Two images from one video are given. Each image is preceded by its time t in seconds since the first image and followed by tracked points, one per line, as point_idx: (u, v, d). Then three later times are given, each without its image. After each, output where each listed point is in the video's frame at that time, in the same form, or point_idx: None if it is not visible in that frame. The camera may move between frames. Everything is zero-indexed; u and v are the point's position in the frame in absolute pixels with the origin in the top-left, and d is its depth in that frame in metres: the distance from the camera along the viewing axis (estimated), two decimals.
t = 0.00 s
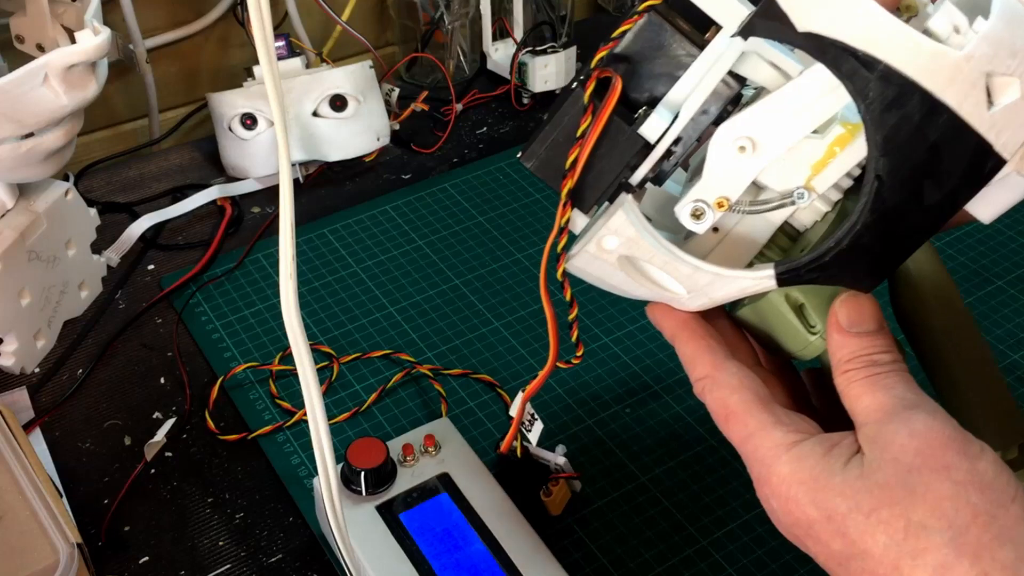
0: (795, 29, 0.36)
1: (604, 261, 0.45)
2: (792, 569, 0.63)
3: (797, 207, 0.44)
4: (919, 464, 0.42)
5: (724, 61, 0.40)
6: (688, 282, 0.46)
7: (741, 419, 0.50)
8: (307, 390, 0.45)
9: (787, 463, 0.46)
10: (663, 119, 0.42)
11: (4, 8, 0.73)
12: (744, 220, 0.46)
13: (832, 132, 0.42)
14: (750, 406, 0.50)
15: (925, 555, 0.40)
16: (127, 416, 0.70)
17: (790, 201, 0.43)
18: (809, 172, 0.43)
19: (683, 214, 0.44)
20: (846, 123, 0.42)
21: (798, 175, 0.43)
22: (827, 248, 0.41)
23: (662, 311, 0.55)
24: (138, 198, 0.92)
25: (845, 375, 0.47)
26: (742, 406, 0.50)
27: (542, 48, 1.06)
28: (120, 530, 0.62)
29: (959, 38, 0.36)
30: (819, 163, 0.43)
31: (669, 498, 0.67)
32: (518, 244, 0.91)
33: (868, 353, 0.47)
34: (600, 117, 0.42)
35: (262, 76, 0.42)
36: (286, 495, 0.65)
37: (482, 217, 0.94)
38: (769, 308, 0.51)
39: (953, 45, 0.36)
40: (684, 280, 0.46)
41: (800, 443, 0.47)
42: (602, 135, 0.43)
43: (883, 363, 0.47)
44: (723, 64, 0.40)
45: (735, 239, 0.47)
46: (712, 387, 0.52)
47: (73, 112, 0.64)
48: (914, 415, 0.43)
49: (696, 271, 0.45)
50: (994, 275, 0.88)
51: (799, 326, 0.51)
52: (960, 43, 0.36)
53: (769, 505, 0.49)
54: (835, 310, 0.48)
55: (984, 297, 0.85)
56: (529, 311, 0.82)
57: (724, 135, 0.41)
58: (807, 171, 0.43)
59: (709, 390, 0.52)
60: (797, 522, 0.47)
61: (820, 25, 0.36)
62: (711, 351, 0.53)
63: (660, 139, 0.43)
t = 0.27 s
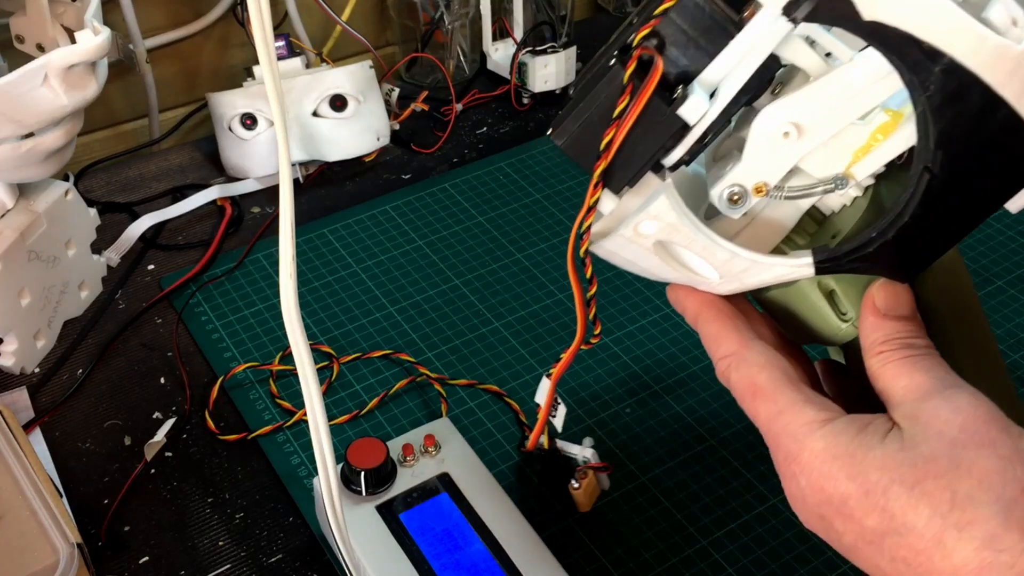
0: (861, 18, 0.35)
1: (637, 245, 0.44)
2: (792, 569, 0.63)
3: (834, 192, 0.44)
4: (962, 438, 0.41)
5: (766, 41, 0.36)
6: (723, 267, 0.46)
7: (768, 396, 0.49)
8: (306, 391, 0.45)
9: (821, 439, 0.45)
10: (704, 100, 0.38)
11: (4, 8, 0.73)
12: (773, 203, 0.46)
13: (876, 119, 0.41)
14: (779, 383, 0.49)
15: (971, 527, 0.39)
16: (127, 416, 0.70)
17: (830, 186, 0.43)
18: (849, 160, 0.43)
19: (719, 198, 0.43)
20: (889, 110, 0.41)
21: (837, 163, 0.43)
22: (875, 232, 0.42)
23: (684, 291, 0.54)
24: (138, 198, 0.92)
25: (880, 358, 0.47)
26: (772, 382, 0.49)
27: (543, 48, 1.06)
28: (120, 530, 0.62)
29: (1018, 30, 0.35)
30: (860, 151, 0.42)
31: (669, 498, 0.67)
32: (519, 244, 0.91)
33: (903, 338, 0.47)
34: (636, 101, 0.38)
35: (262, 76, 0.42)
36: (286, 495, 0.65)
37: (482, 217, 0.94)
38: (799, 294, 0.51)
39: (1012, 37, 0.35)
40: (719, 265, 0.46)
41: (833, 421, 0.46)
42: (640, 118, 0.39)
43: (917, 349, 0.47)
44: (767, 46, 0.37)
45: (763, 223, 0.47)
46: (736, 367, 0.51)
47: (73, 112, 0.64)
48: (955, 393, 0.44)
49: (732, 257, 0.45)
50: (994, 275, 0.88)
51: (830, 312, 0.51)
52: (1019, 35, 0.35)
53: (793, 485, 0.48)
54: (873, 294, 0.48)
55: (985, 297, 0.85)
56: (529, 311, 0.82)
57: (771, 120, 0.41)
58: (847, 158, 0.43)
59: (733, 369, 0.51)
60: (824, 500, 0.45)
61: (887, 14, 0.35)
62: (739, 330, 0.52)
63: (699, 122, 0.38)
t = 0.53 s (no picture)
0: (879, 56, 0.35)
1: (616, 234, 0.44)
2: (792, 569, 0.62)
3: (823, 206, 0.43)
4: (949, 426, 0.41)
5: (785, 36, 0.37)
6: (701, 267, 0.45)
7: (758, 383, 0.47)
8: (307, 391, 0.45)
9: (810, 424, 0.44)
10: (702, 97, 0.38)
11: (4, 8, 0.73)
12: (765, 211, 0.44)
13: (879, 139, 0.40)
14: (768, 369, 0.47)
15: (957, 514, 0.38)
16: (127, 417, 0.70)
17: (823, 199, 0.43)
18: (843, 176, 0.42)
19: (706, 200, 0.42)
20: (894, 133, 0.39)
21: (832, 178, 0.42)
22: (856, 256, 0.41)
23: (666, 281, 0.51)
24: (138, 198, 0.92)
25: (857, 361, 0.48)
26: (761, 366, 0.48)
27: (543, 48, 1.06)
28: (120, 529, 0.62)
29: None
30: (856, 171, 0.41)
31: (669, 498, 0.67)
32: (519, 244, 0.91)
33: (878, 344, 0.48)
34: (642, 92, 0.39)
35: (262, 77, 0.42)
36: (286, 495, 0.65)
37: (481, 217, 0.94)
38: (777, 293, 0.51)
39: None
40: (699, 266, 0.45)
41: (821, 408, 0.45)
42: (641, 110, 0.39)
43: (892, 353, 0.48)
44: (783, 42, 0.37)
45: (751, 227, 0.45)
46: (724, 353, 0.49)
47: (73, 112, 0.64)
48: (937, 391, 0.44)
49: (713, 262, 0.44)
50: (994, 275, 0.88)
51: (804, 321, 0.51)
52: None
53: (775, 471, 0.46)
54: (845, 302, 0.48)
55: (985, 297, 0.85)
56: (530, 311, 0.82)
57: (770, 132, 0.40)
58: (842, 176, 0.42)
59: (721, 353, 0.49)
60: (810, 488, 0.44)
61: (909, 56, 0.34)
62: (726, 314, 0.50)
63: (699, 119, 0.39)
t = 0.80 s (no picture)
0: (845, 103, 0.34)
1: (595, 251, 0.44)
2: (793, 569, 0.62)
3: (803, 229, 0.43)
4: (909, 442, 0.41)
5: (766, 63, 0.37)
6: (678, 283, 0.45)
7: (732, 396, 0.47)
8: (308, 391, 0.45)
9: (778, 438, 0.44)
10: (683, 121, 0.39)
11: (4, 8, 0.73)
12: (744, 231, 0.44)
13: (856, 167, 0.40)
14: (742, 382, 0.47)
15: (913, 532, 0.39)
16: (127, 417, 0.70)
17: (800, 223, 0.42)
18: (821, 201, 0.41)
19: (685, 217, 0.43)
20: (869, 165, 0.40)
21: (810, 202, 0.42)
22: (828, 283, 0.41)
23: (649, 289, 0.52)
24: (138, 198, 0.92)
25: (829, 378, 0.49)
26: (735, 378, 0.47)
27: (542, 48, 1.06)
28: (120, 529, 0.62)
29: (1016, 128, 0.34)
30: (834, 198, 0.41)
31: (669, 498, 0.67)
32: (519, 244, 0.91)
33: (852, 363, 0.49)
34: (624, 115, 0.39)
35: (262, 76, 0.42)
36: (286, 495, 0.65)
37: (481, 217, 0.94)
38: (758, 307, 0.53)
39: (1005, 138, 0.34)
40: (675, 283, 0.45)
41: (791, 422, 0.45)
42: (625, 130, 0.40)
43: (866, 368, 0.49)
44: (764, 69, 0.37)
45: (730, 245, 0.45)
46: (700, 365, 0.49)
47: (73, 112, 0.64)
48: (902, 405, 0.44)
49: (689, 278, 0.44)
50: (994, 275, 0.88)
51: (781, 335, 0.54)
52: (1012, 135, 0.34)
53: (746, 484, 0.46)
54: (819, 323, 0.49)
55: (984, 297, 0.85)
56: (530, 311, 0.82)
57: (745, 159, 0.40)
58: (820, 201, 0.41)
59: (700, 365, 0.49)
60: (778, 502, 0.44)
61: (873, 106, 0.34)
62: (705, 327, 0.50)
63: (678, 140, 0.40)
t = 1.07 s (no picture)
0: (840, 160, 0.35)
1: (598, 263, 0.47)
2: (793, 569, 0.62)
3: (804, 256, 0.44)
4: (895, 452, 0.43)
5: (775, 95, 0.38)
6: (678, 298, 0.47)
7: (727, 404, 0.48)
8: (307, 391, 0.45)
9: (769, 449, 0.46)
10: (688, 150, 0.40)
11: (4, 8, 0.73)
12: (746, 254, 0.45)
13: (857, 205, 0.40)
14: (737, 391, 0.48)
15: (896, 541, 0.40)
16: (127, 417, 0.70)
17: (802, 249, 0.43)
18: (823, 233, 0.42)
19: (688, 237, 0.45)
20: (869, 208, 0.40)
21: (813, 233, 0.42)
22: (824, 313, 0.42)
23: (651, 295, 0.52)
24: (138, 198, 0.91)
25: (824, 390, 0.49)
26: (730, 389, 0.48)
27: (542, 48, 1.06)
28: (120, 529, 0.62)
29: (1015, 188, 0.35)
30: (836, 231, 0.41)
31: (669, 498, 0.67)
32: (519, 244, 0.91)
33: (846, 375, 0.49)
34: (638, 142, 0.40)
35: (262, 75, 0.41)
36: (286, 495, 0.65)
37: (481, 217, 0.94)
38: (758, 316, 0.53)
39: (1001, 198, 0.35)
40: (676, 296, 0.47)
41: (781, 433, 0.46)
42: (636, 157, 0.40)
43: (860, 380, 0.49)
44: (773, 99, 0.38)
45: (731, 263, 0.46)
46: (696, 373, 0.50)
47: (73, 112, 0.64)
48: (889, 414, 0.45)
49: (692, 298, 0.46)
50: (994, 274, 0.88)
51: (778, 345, 0.54)
52: (1009, 196, 0.35)
53: (741, 491, 0.48)
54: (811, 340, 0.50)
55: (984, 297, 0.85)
56: (530, 311, 0.82)
57: (747, 192, 0.41)
58: (823, 232, 0.42)
59: (698, 374, 0.50)
60: (769, 509, 0.46)
61: (868, 163, 0.35)
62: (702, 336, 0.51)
63: (685, 166, 0.40)
